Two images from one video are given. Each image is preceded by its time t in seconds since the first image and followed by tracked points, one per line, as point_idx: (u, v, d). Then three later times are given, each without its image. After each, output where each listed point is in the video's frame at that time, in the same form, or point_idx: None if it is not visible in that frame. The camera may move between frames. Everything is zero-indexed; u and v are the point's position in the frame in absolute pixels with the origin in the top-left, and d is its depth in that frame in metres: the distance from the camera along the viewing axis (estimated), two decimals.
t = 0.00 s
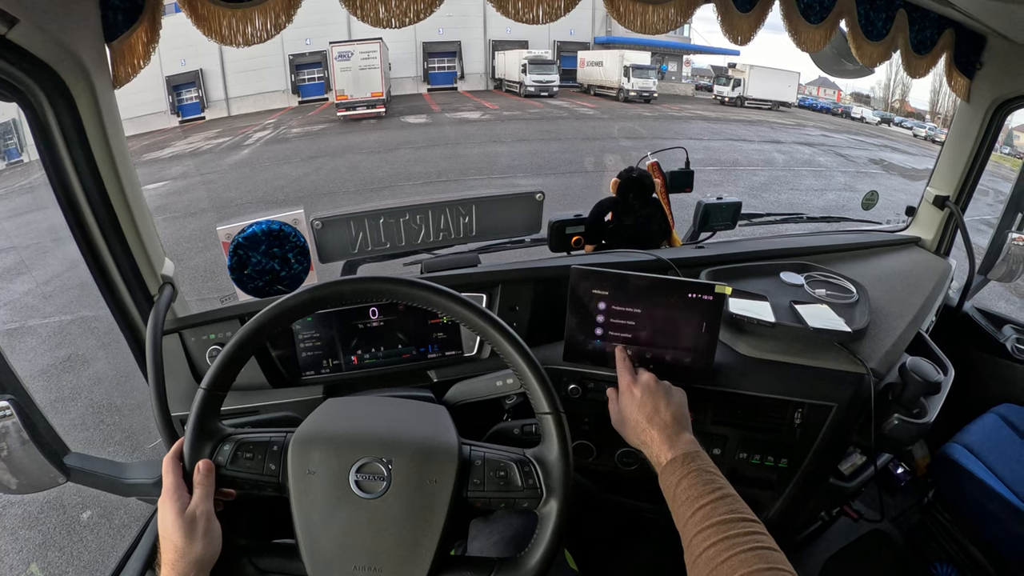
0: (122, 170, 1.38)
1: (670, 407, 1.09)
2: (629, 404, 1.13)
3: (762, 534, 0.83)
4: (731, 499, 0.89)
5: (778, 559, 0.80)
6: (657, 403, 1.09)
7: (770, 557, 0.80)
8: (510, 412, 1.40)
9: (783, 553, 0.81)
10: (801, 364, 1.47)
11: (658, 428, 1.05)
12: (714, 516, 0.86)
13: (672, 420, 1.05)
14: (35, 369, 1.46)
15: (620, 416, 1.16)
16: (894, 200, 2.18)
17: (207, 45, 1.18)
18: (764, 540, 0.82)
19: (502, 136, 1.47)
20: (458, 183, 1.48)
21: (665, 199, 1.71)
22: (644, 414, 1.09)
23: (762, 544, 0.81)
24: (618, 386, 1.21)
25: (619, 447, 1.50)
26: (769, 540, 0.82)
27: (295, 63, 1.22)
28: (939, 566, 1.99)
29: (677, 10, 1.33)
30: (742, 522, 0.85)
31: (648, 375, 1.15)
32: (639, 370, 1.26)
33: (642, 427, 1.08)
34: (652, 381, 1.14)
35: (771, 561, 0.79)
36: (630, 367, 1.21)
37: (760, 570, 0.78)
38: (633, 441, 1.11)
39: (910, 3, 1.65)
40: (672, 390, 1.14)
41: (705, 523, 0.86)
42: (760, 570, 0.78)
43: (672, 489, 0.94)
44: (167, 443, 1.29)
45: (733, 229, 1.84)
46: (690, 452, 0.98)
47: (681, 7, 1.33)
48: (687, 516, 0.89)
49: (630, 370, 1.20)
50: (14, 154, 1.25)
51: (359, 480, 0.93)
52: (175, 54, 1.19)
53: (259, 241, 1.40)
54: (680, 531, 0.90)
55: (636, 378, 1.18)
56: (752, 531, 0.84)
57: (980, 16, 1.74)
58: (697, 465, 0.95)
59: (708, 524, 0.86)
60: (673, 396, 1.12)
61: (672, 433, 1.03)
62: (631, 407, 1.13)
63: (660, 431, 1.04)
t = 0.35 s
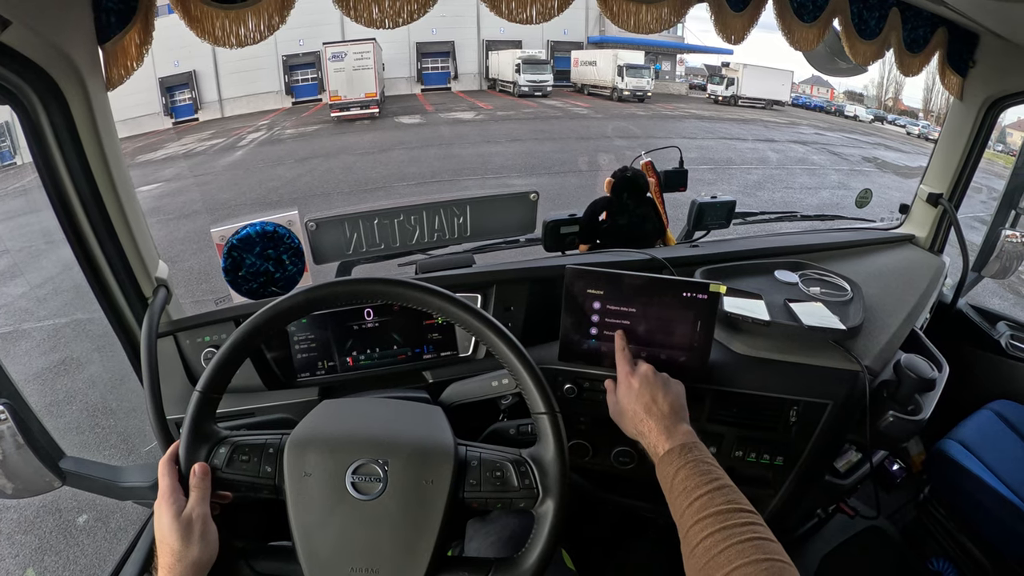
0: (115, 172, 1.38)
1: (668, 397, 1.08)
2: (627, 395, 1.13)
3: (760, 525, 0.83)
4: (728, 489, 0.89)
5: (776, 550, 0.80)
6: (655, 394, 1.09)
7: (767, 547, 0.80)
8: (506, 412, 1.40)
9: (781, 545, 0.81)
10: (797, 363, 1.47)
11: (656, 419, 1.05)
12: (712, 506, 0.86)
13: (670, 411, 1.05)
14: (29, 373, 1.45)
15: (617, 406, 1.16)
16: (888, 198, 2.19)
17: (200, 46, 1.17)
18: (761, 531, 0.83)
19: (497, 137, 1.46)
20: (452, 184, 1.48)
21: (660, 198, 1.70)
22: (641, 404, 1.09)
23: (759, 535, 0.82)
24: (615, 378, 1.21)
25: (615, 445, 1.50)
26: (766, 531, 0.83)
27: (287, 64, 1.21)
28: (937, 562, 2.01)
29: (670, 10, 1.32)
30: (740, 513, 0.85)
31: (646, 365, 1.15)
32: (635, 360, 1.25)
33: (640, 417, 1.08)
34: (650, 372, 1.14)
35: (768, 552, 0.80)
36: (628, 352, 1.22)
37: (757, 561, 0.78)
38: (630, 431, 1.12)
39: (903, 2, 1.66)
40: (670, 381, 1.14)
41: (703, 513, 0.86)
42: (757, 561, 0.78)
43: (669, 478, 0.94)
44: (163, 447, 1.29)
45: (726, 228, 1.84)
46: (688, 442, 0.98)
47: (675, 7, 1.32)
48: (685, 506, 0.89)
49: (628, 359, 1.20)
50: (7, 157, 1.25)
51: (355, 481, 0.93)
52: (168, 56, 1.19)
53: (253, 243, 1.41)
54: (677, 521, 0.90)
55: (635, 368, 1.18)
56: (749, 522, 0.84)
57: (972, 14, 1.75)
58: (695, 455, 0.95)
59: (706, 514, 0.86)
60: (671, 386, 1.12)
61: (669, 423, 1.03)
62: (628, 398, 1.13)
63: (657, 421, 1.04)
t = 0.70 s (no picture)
0: (110, 174, 1.37)
1: (665, 401, 1.08)
2: (623, 399, 1.13)
3: (762, 530, 0.84)
4: (730, 495, 0.89)
5: (781, 555, 0.81)
6: (652, 397, 1.09)
7: (771, 553, 0.81)
8: (502, 412, 1.40)
9: (786, 550, 0.81)
10: (793, 361, 1.47)
11: (654, 423, 1.05)
12: (714, 513, 0.87)
13: (668, 414, 1.06)
14: (24, 377, 1.44)
15: (613, 410, 1.16)
16: (882, 196, 2.20)
17: (195, 48, 1.17)
18: (765, 537, 0.83)
19: (492, 137, 1.47)
20: (447, 184, 1.48)
21: (655, 197, 1.71)
22: (638, 408, 1.09)
23: (762, 540, 0.82)
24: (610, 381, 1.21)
25: (611, 444, 1.51)
26: (769, 536, 0.83)
27: (282, 65, 1.22)
28: (933, 558, 2.04)
29: (664, 10, 1.31)
30: (743, 518, 0.86)
31: (640, 369, 1.14)
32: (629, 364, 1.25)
33: (637, 422, 1.08)
34: (646, 375, 1.14)
35: (772, 557, 0.80)
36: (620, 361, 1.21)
37: (762, 567, 0.78)
38: (628, 435, 1.12)
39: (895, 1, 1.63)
40: (666, 383, 1.14)
41: (705, 520, 0.86)
42: (762, 567, 0.78)
43: (671, 485, 0.94)
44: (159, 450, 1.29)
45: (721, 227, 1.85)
46: (688, 448, 0.98)
47: (669, 7, 1.31)
48: (687, 512, 0.89)
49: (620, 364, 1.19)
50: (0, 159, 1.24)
51: (353, 483, 0.93)
52: (162, 57, 1.18)
53: (248, 245, 1.40)
54: (679, 527, 0.90)
55: (629, 371, 1.17)
56: (753, 527, 0.84)
57: (965, 13, 1.75)
58: (696, 461, 0.95)
59: (708, 521, 0.86)
60: (668, 389, 1.12)
61: (668, 427, 1.03)
62: (624, 402, 1.13)
63: (655, 425, 1.04)
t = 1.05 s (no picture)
0: (104, 175, 1.37)
1: (669, 399, 1.09)
2: (626, 397, 1.13)
3: (765, 528, 0.84)
4: (733, 492, 0.89)
5: (783, 553, 0.81)
6: (655, 395, 1.09)
7: (773, 551, 0.81)
8: (497, 413, 1.41)
9: (788, 548, 0.81)
10: (788, 359, 1.47)
11: (657, 420, 1.05)
12: (718, 510, 0.87)
13: (671, 412, 1.06)
14: (20, 381, 1.43)
15: (617, 408, 1.16)
16: (876, 194, 2.21)
17: (188, 49, 1.16)
18: (768, 534, 0.83)
19: (487, 136, 1.49)
20: (442, 184, 1.48)
21: (649, 196, 1.70)
22: (642, 406, 1.09)
23: (765, 538, 0.82)
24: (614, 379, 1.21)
25: (607, 444, 1.51)
26: (772, 535, 0.83)
27: (276, 65, 1.21)
28: (929, 554, 2.03)
29: (658, 9, 1.31)
30: (746, 515, 0.86)
31: (644, 366, 1.15)
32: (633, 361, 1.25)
33: (641, 419, 1.08)
34: (649, 373, 1.15)
35: (775, 555, 0.80)
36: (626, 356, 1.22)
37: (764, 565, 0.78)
38: (631, 433, 1.12)
39: None
40: (670, 382, 1.14)
41: (708, 518, 0.86)
42: (764, 564, 0.78)
43: (674, 483, 0.94)
44: (154, 452, 1.28)
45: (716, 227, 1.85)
46: (692, 446, 0.98)
47: (663, 6, 1.31)
48: (690, 510, 0.89)
49: (626, 360, 1.20)
50: None
51: (348, 484, 0.93)
52: (155, 58, 1.18)
53: (242, 246, 1.39)
54: (682, 525, 0.90)
55: (633, 369, 1.18)
56: (756, 525, 0.84)
57: (959, 12, 1.75)
58: (700, 458, 0.95)
59: (711, 518, 0.86)
60: (671, 387, 1.12)
61: (671, 424, 1.04)
62: (629, 400, 1.13)
63: (659, 423, 1.04)
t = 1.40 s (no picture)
0: (99, 176, 1.36)
1: (666, 397, 1.09)
2: (624, 396, 1.14)
3: (763, 526, 0.84)
4: (730, 490, 0.90)
5: (780, 550, 0.81)
6: (653, 393, 1.10)
7: (771, 548, 0.81)
8: (494, 412, 1.41)
9: (785, 545, 0.82)
10: (785, 358, 1.47)
11: (655, 419, 1.05)
12: (715, 508, 0.87)
13: (669, 410, 1.06)
14: (16, 383, 1.43)
15: (614, 407, 1.16)
16: (871, 192, 2.21)
17: (183, 50, 1.17)
18: (765, 532, 0.83)
19: (484, 136, 1.48)
20: (439, 184, 1.48)
21: (645, 195, 1.70)
22: (640, 404, 1.09)
23: (763, 535, 0.82)
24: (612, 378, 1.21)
25: (604, 443, 1.51)
26: (769, 532, 0.84)
27: (271, 66, 1.20)
28: (927, 551, 2.04)
29: (652, 9, 1.31)
30: (743, 513, 0.86)
31: (642, 365, 1.16)
32: (630, 359, 1.26)
33: (638, 417, 1.08)
34: (647, 372, 1.15)
35: (772, 552, 0.80)
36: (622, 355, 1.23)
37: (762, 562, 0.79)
38: (629, 431, 1.12)
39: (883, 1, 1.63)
40: (668, 380, 1.15)
41: (706, 515, 0.87)
42: (762, 561, 0.78)
43: (671, 480, 0.94)
44: (151, 454, 1.28)
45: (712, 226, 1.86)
46: (689, 444, 0.98)
47: (658, 6, 1.32)
48: (687, 508, 0.89)
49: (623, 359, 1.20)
50: None
51: (344, 485, 0.93)
52: (151, 58, 1.18)
53: (239, 247, 1.38)
54: (680, 522, 0.90)
55: (630, 368, 1.18)
56: (753, 522, 0.84)
57: (953, 10, 1.76)
58: (697, 457, 0.95)
59: (708, 516, 0.86)
60: (668, 386, 1.12)
61: (669, 423, 1.04)
62: (626, 399, 1.13)
63: (656, 421, 1.05)
